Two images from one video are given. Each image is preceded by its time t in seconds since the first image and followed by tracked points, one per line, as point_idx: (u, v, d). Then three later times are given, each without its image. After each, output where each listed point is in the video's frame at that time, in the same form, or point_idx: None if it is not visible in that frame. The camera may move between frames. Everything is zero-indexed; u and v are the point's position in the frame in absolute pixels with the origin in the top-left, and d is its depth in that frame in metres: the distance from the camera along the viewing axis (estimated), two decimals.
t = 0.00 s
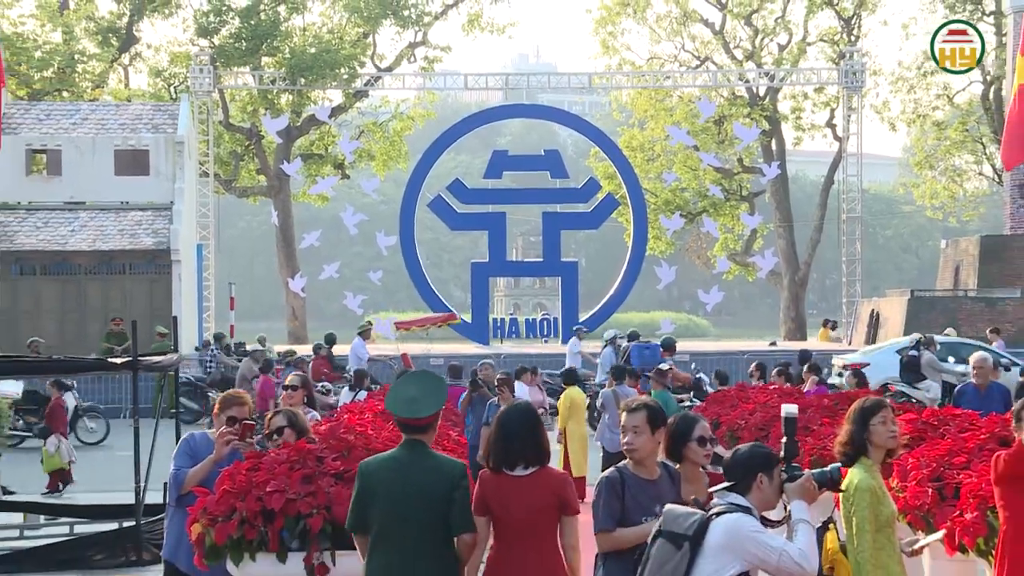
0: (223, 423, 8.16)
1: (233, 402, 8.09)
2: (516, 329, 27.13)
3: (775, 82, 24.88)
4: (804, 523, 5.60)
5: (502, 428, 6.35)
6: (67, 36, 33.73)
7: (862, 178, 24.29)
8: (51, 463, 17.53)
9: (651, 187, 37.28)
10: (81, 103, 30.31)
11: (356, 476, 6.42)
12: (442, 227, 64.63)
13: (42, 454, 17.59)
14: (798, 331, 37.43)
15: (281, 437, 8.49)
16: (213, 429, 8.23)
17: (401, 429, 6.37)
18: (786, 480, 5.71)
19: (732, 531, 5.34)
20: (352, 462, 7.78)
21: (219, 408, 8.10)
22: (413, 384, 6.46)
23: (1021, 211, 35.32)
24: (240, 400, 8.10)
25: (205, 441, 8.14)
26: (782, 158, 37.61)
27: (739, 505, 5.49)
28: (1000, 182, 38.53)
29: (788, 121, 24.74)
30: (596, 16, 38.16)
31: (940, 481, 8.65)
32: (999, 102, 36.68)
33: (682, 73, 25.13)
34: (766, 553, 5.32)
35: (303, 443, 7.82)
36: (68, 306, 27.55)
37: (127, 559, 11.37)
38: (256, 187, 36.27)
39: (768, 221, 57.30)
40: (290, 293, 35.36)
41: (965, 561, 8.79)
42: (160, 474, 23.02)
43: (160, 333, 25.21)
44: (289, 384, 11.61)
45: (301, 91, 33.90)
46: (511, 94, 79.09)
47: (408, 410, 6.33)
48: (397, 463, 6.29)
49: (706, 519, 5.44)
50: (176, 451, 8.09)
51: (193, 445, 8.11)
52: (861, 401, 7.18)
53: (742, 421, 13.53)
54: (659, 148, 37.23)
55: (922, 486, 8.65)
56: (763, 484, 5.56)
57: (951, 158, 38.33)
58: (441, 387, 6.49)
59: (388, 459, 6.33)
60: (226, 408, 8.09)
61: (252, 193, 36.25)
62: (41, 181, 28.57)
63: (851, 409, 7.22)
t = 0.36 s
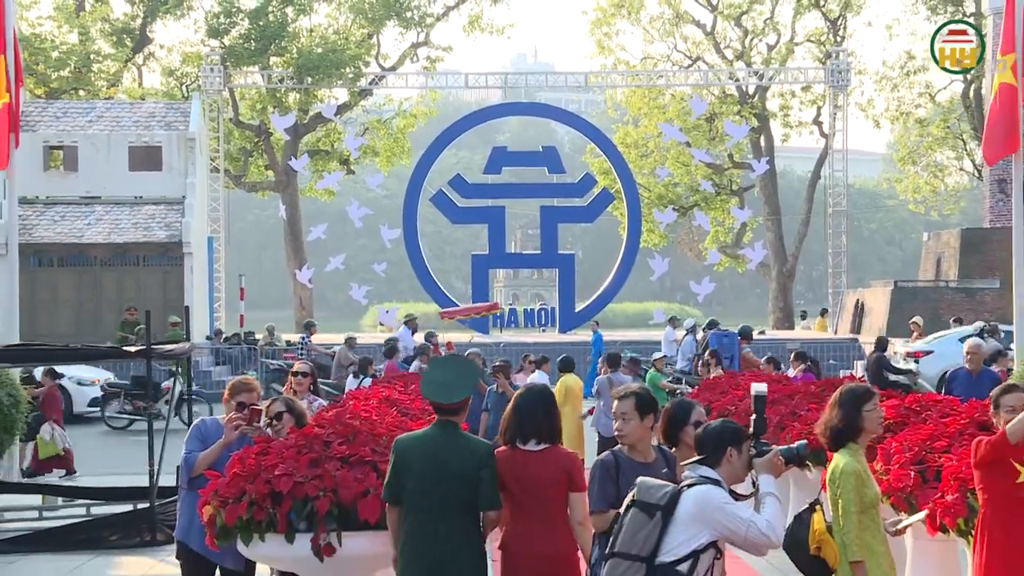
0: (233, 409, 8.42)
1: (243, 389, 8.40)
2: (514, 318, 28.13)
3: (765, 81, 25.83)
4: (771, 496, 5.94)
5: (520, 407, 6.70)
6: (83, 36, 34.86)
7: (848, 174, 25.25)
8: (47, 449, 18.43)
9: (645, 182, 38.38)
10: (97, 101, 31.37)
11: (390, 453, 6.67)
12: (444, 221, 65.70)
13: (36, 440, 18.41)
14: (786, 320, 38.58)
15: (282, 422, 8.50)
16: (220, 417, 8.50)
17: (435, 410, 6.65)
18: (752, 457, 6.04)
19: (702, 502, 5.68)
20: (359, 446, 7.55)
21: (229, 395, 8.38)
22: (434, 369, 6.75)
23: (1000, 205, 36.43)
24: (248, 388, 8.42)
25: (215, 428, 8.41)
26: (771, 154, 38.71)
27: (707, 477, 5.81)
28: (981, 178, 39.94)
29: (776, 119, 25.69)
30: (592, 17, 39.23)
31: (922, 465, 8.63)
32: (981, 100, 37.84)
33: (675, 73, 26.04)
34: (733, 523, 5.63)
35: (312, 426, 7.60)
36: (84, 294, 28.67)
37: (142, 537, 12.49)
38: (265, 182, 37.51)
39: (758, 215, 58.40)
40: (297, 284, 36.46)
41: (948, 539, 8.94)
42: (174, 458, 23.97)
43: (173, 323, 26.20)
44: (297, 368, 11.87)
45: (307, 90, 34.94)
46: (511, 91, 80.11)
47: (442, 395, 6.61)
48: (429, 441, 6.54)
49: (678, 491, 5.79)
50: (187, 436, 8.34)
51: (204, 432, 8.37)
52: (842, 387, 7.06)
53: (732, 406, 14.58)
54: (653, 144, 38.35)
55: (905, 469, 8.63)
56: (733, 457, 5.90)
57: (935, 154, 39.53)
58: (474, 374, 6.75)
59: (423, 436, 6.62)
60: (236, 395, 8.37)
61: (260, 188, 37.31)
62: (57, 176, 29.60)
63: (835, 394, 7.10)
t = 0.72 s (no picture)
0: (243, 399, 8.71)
1: (252, 378, 8.72)
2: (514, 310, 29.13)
3: (754, 82, 26.84)
4: (761, 477, 5.84)
5: (552, 392, 7.25)
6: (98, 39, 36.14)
7: (834, 171, 26.23)
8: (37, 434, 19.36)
9: (638, 179, 39.61)
10: (111, 102, 32.57)
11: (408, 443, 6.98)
12: (445, 218, 66.87)
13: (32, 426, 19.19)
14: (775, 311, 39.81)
15: (288, 411, 8.68)
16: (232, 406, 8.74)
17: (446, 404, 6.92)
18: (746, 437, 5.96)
19: (695, 481, 5.67)
20: (363, 434, 7.88)
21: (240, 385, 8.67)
22: (444, 362, 7.03)
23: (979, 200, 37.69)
24: (260, 377, 8.73)
25: (225, 418, 8.67)
26: (760, 152, 39.96)
27: (701, 457, 5.80)
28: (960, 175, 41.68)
29: (764, 118, 26.70)
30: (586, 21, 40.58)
31: (905, 452, 8.85)
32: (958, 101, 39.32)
33: (668, 75, 27.03)
34: (725, 502, 5.62)
35: (316, 417, 7.92)
36: (99, 288, 29.69)
37: (156, 520, 13.57)
38: (273, 180, 38.71)
39: (748, 212, 59.60)
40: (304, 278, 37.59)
41: (929, 523, 9.01)
42: (184, 446, 24.93)
43: (185, 315, 27.24)
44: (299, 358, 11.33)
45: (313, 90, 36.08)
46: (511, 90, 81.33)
47: (450, 387, 6.88)
48: (442, 432, 6.85)
49: (673, 470, 5.77)
50: (198, 425, 8.60)
51: (214, 422, 8.62)
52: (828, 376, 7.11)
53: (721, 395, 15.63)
54: (647, 143, 39.62)
55: (889, 456, 8.84)
56: (725, 438, 5.86)
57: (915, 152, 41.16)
58: (481, 363, 7.06)
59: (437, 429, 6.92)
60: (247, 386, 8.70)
61: (269, 185, 38.47)
62: (74, 174, 30.80)
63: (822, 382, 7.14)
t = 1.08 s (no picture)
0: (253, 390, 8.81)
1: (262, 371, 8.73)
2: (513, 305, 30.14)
3: (744, 86, 27.90)
4: (740, 479, 6.07)
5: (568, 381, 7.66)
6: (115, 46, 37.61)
7: (821, 173, 27.24)
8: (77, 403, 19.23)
9: (633, 181, 41.07)
10: (126, 106, 33.88)
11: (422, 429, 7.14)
12: (448, 218, 68.11)
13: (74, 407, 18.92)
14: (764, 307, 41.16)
15: (296, 402, 8.68)
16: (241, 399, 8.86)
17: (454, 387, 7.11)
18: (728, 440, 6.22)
19: (678, 484, 5.89)
20: (368, 425, 7.94)
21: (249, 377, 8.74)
22: (452, 346, 7.18)
23: (959, 200, 39.01)
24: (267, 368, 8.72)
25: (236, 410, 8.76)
26: (750, 154, 41.29)
27: (684, 458, 6.02)
28: (940, 176, 43.43)
29: (754, 122, 27.75)
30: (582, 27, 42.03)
31: (889, 442, 9.41)
32: (940, 106, 40.82)
33: (662, 79, 28.05)
34: (705, 503, 5.85)
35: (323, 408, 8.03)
36: (114, 286, 31.05)
37: (169, 508, 14.53)
38: (282, 180, 40.04)
39: (738, 212, 60.77)
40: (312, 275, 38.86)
41: (912, 511, 9.64)
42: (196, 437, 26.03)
43: (197, 310, 28.40)
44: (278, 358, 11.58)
45: (320, 95, 37.32)
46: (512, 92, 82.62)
47: (458, 371, 7.02)
48: (451, 416, 7.00)
49: (656, 471, 5.98)
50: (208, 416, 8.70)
51: (226, 413, 8.72)
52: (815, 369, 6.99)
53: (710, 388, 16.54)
54: (640, 145, 41.00)
55: (873, 446, 9.42)
56: (705, 440, 6.09)
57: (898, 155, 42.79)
58: (486, 347, 7.21)
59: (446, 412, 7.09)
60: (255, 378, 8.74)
61: (278, 186, 39.80)
62: (90, 175, 32.10)
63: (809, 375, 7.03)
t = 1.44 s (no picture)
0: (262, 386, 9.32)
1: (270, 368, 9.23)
2: (513, 304, 31.20)
3: (735, 93, 28.99)
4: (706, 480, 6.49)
5: (576, 377, 9.11)
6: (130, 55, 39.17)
7: (809, 176, 28.31)
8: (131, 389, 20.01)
9: (629, 183, 42.52)
10: (140, 112, 35.26)
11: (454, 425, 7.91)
12: (450, 219, 69.30)
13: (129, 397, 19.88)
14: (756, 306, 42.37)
15: (304, 397, 9.18)
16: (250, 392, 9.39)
17: (485, 387, 7.87)
18: (696, 443, 6.57)
19: (647, 485, 6.33)
20: (374, 419, 8.53)
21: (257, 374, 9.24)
22: (484, 348, 7.93)
23: (942, 202, 40.49)
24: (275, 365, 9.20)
25: (245, 404, 9.27)
26: (742, 158, 42.54)
27: (654, 462, 6.44)
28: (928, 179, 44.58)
29: (745, 127, 28.84)
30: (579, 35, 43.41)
31: (874, 435, 10.53)
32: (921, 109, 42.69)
33: (656, 87, 29.11)
34: (673, 503, 6.28)
35: (329, 402, 8.58)
36: (129, 286, 32.26)
37: (182, 498, 15.57)
38: (289, 183, 41.34)
39: (730, 213, 61.99)
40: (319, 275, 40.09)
41: (896, 503, 11.18)
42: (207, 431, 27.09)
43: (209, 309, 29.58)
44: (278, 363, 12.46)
45: (326, 100, 38.51)
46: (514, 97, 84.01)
47: (489, 372, 7.79)
48: (485, 415, 7.78)
49: (627, 472, 6.42)
50: (220, 413, 9.22)
51: (235, 409, 9.23)
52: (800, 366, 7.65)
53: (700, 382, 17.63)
54: (635, 148, 42.45)
55: (859, 440, 10.55)
56: (675, 443, 6.51)
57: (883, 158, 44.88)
58: (516, 351, 7.94)
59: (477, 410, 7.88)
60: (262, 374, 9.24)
61: (286, 188, 41.07)
62: (106, 178, 33.38)
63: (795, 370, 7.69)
